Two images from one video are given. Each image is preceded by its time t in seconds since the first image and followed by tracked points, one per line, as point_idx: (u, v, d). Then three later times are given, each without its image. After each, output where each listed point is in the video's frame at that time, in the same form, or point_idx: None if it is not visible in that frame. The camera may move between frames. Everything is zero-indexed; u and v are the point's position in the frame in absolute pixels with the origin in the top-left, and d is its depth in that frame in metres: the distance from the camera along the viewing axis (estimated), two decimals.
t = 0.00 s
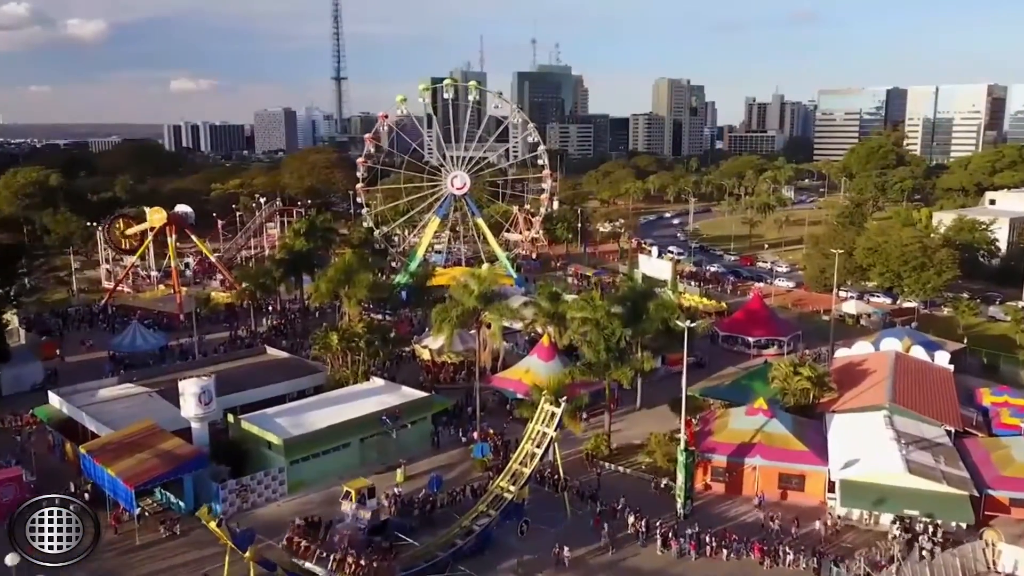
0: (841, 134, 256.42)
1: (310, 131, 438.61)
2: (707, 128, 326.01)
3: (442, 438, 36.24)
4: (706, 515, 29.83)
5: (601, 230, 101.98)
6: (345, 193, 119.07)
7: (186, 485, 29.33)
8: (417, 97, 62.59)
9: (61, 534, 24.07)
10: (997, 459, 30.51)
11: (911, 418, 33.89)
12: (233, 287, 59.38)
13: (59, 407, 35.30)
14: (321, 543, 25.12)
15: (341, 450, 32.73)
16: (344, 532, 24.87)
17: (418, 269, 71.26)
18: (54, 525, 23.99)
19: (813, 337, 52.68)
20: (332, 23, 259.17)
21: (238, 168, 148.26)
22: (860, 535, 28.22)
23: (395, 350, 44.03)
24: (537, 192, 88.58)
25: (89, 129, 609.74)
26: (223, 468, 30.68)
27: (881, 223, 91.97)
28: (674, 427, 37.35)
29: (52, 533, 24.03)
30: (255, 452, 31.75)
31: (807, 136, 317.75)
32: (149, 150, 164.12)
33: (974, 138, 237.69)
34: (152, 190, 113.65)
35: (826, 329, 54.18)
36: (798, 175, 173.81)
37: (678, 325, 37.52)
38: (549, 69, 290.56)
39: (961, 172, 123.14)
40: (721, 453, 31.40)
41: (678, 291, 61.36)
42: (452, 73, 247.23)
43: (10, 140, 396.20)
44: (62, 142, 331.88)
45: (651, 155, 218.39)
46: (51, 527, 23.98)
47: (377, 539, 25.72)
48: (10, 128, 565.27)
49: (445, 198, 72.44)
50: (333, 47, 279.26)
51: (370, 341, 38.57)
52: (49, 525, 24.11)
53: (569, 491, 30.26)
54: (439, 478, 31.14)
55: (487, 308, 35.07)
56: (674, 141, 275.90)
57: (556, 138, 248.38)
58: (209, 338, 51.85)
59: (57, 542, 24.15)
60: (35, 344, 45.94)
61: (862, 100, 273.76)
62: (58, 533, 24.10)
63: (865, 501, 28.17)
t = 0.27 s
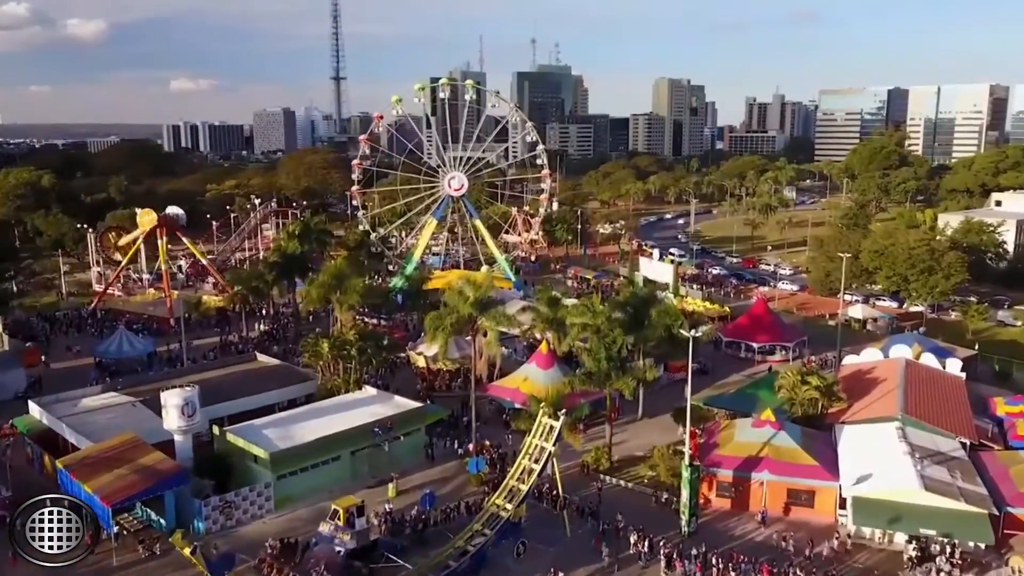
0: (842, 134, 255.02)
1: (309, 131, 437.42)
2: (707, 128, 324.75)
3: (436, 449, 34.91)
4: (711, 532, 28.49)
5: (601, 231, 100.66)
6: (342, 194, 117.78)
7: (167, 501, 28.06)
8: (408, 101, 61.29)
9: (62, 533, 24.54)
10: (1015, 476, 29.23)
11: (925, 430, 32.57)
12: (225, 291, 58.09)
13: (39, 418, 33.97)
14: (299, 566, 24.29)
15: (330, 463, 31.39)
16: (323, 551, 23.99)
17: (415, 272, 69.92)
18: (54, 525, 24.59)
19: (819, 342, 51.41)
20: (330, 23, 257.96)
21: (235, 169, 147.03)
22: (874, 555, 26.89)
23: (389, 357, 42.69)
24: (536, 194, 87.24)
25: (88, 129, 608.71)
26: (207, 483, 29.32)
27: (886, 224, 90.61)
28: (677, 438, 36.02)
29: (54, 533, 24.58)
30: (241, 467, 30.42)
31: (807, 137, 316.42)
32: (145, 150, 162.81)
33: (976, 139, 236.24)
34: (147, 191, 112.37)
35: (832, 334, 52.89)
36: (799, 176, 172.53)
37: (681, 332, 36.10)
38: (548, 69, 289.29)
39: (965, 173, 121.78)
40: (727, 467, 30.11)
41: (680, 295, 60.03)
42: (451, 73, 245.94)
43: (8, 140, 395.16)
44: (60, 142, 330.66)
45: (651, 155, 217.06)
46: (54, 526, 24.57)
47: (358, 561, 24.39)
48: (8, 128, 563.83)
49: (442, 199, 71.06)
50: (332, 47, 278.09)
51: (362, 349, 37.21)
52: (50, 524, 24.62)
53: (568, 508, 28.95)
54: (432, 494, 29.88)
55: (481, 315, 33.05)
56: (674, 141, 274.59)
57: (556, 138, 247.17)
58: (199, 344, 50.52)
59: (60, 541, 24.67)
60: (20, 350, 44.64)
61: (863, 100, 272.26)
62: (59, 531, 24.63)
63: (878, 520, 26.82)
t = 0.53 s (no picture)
0: (843, 134, 253.45)
1: (308, 131, 436.14)
2: (707, 128, 323.34)
3: (430, 463, 33.47)
4: (718, 554, 27.06)
5: (601, 233, 99.28)
6: (339, 195, 116.35)
7: (144, 521, 26.61)
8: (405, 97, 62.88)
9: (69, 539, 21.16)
10: None
11: (940, 444, 31.15)
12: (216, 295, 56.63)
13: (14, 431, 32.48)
14: None
15: (318, 480, 29.95)
16: None
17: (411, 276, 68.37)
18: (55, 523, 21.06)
19: (826, 349, 49.93)
20: (329, 23, 256.58)
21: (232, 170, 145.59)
22: None
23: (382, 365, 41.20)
24: (535, 195, 85.72)
25: (86, 129, 607.14)
26: (187, 502, 27.86)
27: (890, 226, 89.11)
28: (681, 452, 34.55)
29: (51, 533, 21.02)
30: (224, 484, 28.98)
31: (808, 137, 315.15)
32: (140, 150, 161.36)
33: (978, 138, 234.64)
34: (141, 192, 110.90)
35: (839, 340, 51.43)
36: (801, 177, 171.23)
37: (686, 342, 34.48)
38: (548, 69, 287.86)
39: (969, 174, 120.43)
40: (735, 484, 28.65)
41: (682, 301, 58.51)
42: (450, 73, 244.51)
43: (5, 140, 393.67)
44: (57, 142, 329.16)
45: (651, 156, 215.62)
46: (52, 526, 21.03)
47: None
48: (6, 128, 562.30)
49: (439, 200, 69.54)
50: (331, 47, 276.67)
51: (353, 359, 35.73)
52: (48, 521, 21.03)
53: (568, 528, 27.54)
54: (424, 513, 28.45)
55: (475, 325, 30.65)
56: (674, 141, 273.22)
57: (556, 138, 245.78)
58: (188, 351, 49.01)
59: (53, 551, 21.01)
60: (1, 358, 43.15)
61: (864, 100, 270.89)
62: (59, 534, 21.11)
63: (895, 542, 25.41)
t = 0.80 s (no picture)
0: (845, 134, 251.81)
1: (307, 131, 434.74)
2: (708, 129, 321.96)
3: (422, 479, 31.98)
4: None
5: (601, 235, 97.84)
6: (336, 196, 114.88)
7: (117, 544, 25.04)
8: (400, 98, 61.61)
9: (71, 541, 20.07)
10: None
11: (958, 460, 29.69)
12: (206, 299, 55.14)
13: None
14: None
15: (304, 498, 28.49)
16: None
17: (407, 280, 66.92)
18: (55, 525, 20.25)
19: (832, 356, 48.52)
20: (327, 23, 255.17)
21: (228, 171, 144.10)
22: None
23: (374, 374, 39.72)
24: (534, 196, 84.24)
25: (84, 129, 605.72)
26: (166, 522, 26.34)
27: (895, 228, 87.61)
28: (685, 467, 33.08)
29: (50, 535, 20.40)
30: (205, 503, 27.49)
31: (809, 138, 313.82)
32: (136, 151, 159.81)
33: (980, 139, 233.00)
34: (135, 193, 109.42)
35: (846, 346, 50.01)
36: (802, 178, 169.81)
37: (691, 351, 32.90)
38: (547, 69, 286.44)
39: (974, 175, 119.03)
40: (743, 504, 27.20)
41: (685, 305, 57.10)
42: (449, 72, 242.90)
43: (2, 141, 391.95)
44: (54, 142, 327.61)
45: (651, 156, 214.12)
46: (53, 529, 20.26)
47: None
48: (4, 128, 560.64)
49: (436, 202, 67.94)
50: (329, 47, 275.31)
51: (342, 369, 34.22)
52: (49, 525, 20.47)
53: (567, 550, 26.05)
54: (415, 534, 26.98)
55: (470, 335, 29.11)
56: (675, 142, 271.79)
57: (555, 139, 244.32)
58: (175, 358, 47.50)
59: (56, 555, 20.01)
60: None
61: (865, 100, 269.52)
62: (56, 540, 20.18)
63: (914, 567, 23.94)
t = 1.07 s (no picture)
0: (846, 135, 250.42)
1: (306, 132, 433.43)
2: (708, 129, 320.53)
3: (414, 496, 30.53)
4: None
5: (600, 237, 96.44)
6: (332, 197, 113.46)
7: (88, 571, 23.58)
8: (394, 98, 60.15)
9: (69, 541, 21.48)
10: None
11: (977, 477, 28.22)
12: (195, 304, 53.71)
13: None
14: None
15: (288, 518, 27.04)
16: None
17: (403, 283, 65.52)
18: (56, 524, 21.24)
19: (839, 363, 47.11)
20: (324, 23, 253.69)
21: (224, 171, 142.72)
22: None
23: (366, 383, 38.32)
24: (533, 197, 82.79)
25: (83, 129, 604.36)
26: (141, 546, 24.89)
27: (900, 231, 86.15)
28: (689, 483, 31.66)
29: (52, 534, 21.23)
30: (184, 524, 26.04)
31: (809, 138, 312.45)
32: (131, 151, 158.33)
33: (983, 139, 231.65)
34: (129, 194, 108.01)
35: (854, 353, 48.60)
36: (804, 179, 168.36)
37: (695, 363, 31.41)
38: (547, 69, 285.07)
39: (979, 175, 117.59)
40: (751, 526, 25.74)
41: (687, 311, 55.65)
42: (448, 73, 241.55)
43: None
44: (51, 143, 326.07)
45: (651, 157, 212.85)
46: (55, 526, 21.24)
47: None
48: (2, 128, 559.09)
49: (432, 203, 66.41)
50: (327, 48, 273.86)
51: (331, 380, 32.74)
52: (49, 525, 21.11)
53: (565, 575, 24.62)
54: (405, 558, 25.55)
55: (464, 347, 27.50)
56: (675, 142, 270.44)
57: (555, 139, 243.00)
58: (162, 366, 46.07)
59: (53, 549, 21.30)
60: None
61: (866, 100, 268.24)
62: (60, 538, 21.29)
63: None
